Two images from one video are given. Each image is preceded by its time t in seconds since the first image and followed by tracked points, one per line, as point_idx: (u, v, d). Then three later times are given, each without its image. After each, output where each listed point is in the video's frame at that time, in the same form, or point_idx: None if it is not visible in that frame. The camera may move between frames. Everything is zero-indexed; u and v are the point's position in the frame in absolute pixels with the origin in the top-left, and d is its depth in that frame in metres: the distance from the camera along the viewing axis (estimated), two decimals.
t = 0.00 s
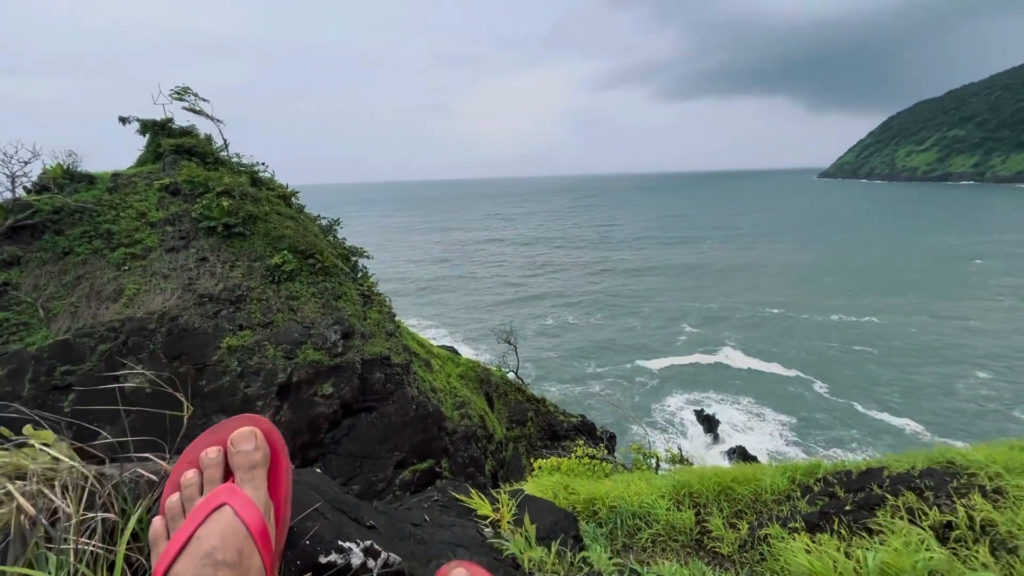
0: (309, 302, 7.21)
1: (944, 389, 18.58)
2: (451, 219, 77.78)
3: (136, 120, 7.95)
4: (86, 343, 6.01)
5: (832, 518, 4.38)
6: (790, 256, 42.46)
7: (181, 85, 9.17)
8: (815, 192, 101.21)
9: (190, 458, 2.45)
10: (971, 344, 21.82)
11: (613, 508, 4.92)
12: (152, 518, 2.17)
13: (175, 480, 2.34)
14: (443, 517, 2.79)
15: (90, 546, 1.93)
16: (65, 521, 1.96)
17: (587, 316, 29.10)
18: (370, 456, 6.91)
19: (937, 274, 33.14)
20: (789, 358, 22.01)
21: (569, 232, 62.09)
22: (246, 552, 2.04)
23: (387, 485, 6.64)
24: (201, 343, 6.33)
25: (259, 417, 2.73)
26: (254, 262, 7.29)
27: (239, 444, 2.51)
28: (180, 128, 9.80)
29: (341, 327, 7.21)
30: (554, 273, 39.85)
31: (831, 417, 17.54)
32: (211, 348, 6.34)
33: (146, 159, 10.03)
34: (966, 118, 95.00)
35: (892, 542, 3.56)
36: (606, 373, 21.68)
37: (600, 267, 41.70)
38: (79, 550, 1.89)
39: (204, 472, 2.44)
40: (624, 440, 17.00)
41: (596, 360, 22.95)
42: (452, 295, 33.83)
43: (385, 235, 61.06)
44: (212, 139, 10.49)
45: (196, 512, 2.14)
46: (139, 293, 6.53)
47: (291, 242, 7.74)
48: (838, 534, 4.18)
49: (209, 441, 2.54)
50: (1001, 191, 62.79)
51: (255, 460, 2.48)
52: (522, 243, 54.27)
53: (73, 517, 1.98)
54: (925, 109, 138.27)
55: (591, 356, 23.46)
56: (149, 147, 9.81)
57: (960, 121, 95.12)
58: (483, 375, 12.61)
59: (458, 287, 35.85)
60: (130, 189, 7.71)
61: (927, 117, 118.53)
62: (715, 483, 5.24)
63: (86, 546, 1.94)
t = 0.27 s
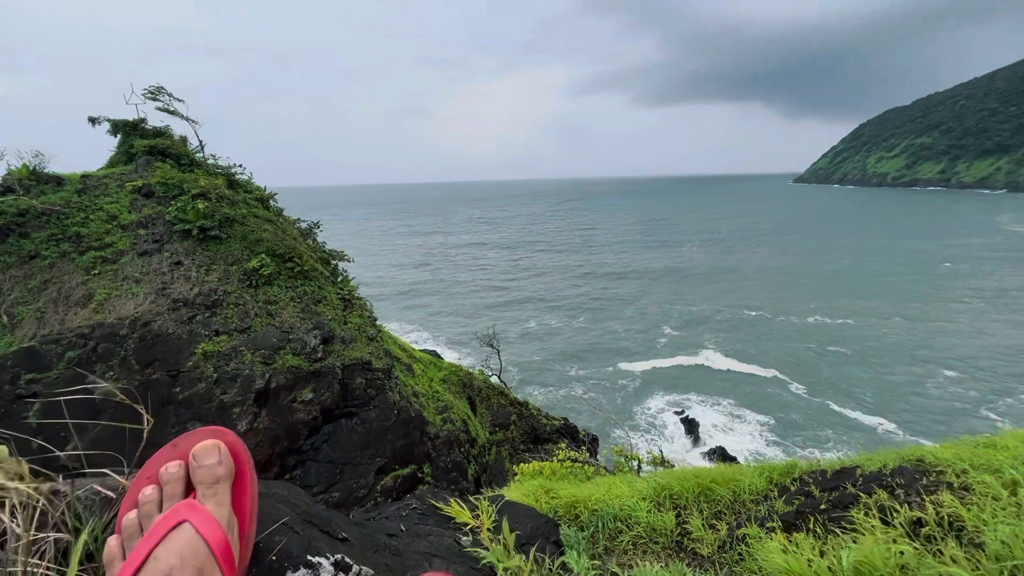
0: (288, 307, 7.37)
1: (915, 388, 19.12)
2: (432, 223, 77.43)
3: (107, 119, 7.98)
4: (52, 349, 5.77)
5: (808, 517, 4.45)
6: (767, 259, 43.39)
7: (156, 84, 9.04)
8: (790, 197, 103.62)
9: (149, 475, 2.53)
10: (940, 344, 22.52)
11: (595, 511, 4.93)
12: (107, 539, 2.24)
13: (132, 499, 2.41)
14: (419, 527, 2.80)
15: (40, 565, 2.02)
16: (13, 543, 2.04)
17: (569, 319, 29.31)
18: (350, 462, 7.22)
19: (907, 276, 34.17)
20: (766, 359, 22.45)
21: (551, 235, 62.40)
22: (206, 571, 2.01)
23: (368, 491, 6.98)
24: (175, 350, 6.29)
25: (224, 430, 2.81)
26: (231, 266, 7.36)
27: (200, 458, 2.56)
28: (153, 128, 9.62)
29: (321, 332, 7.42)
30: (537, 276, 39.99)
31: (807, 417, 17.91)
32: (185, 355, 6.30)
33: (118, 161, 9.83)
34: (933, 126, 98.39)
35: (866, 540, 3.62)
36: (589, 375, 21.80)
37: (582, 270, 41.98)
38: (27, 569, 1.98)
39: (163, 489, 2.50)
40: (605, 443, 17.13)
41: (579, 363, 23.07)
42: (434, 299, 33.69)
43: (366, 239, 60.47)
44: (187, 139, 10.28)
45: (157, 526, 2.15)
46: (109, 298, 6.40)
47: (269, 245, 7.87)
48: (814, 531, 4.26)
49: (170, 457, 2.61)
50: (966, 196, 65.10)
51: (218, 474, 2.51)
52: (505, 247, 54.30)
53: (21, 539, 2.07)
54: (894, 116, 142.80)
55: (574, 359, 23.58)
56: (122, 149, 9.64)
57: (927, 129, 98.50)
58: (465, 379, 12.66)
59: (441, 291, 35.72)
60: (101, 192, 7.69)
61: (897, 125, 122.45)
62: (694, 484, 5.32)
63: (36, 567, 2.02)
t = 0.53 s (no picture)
0: (266, 312, 7.69)
1: (888, 388, 19.56)
2: (415, 227, 76.88)
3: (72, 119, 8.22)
4: (20, 356, 6.33)
5: (785, 517, 4.50)
6: (745, 263, 44.19)
7: (128, 84, 8.97)
8: (767, 202, 105.76)
9: (96, 490, 2.50)
10: (912, 346, 23.11)
11: (575, 515, 4.93)
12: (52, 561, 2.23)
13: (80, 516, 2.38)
14: (392, 536, 2.78)
15: None
16: None
17: (552, 323, 29.40)
18: (331, 469, 7.55)
19: (881, 279, 35.07)
20: (745, 360, 22.83)
21: (534, 239, 62.53)
22: None
23: (349, 498, 7.30)
24: (147, 357, 6.76)
25: (177, 442, 2.78)
26: (207, 270, 7.74)
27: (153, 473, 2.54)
28: (125, 129, 9.44)
29: (301, 337, 7.73)
30: (520, 280, 40.03)
31: (785, 417, 18.26)
32: (158, 361, 6.78)
33: (88, 162, 9.60)
34: (903, 133, 101.43)
35: (839, 538, 3.66)
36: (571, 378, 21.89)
37: (565, 274, 42.15)
38: None
39: (111, 505, 2.48)
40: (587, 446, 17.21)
41: (562, 366, 23.14)
42: (417, 304, 33.46)
43: (347, 243, 59.74)
44: (163, 141, 10.09)
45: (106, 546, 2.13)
46: (78, 304, 6.88)
47: (246, 249, 8.20)
48: (789, 530, 4.33)
49: (119, 471, 2.59)
50: (936, 201, 67.18)
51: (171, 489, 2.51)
52: (488, 251, 54.23)
53: None
54: (867, 123, 146.93)
55: (557, 362, 23.65)
56: (92, 150, 9.45)
57: (897, 136, 101.71)
58: (448, 383, 12.67)
59: (423, 295, 35.50)
60: (70, 193, 8.14)
61: (869, 132, 126.07)
62: (673, 485, 5.39)
63: None
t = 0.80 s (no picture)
0: (243, 317, 7.59)
1: (863, 388, 20.03)
2: (397, 230, 76.32)
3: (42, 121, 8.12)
4: None
5: (761, 517, 4.55)
6: (724, 267, 44.98)
7: (100, 84, 8.80)
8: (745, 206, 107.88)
9: (33, 512, 2.54)
10: (885, 347, 23.74)
11: (556, 519, 4.91)
12: None
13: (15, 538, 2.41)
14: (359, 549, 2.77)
15: None
16: None
17: (535, 326, 29.48)
18: (311, 477, 7.37)
19: (854, 283, 36.01)
20: (724, 362, 23.21)
21: (517, 243, 62.65)
22: None
23: (329, 506, 7.15)
24: (119, 364, 6.58)
25: (119, 460, 2.81)
26: (181, 275, 7.67)
27: (92, 493, 2.57)
28: (96, 130, 9.21)
29: (279, 342, 7.60)
30: (502, 284, 40.05)
31: (764, 417, 18.60)
32: (130, 368, 6.60)
33: (55, 164, 9.31)
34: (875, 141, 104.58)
35: (813, 538, 3.70)
36: (554, 382, 21.96)
37: (547, 278, 42.32)
38: None
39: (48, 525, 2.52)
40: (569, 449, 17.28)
41: (544, 370, 23.21)
42: (399, 308, 33.21)
43: (328, 246, 59.00)
44: (135, 142, 9.85)
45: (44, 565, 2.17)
46: (44, 309, 6.73)
47: (222, 253, 8.22)
48: (765, 530, 4.36)
49: (56, 490, 2.63)
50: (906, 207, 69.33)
51: (111, 507, 2.54)
52: (471, 255, 54.16)
53: None
54: (840, 131, 151.14)
55: (539, 365, 23.70)
56: (61, 152, 9.19)
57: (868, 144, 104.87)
58: (431, 388, 12.67)
59: (405, 299, 35.27)
60: (35, 194, 8.09)
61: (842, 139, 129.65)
62: (654, 488, 5.41)
63: None
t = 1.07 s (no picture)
0: (219, 322, 7.57)
1: (838, 389, 20.53)
2: (378, 234, 75.63)
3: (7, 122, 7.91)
4: None
5: (738, 519, 4.59)
6: (703, 271, 45.71)
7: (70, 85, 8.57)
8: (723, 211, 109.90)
9: None
10: (859, 349, 24.33)
11: (537, 525, 4.88)
12: None
13: None
14: (330, 564, 2.76)
15: None
16: None
17: (517, 330, 29.50)
18: (290, 485, 7.32)
19: (829, 286, 36.90)
20: (704, 364, 23.54)
21: (499, 247, 62.68)
22: None
23: (308, 515, 7.09)
24: (87, 372, 6.39)
25: (65, 479, 2.63)
26: (154, 280, 7.59)
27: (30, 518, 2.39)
28: (65, 131, 8.97)
29: (256, 349, 7.59)
30: (485, 288, 39.99)
31: (743, 418, 18.90)
32: (100, 377, 6.41)
33: (21, 166, 9.01)
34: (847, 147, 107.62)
35: (788, 539, 3.73)
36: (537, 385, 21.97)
37: (530, 282, 42.44)
38: None
39: None
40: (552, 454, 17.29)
41: (527, 373, 23.22)
42: (380, 312, 32.88)
43: (307, 251, 58.16)
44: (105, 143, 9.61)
45: None
46: (8, 316, 6.45)
47: (198, 257, 8.21)
48: (742, 532, 4.39)
49: None
50: (877, 212, 71.41)
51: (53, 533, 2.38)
52: (452, 259, 53.99)
53: None
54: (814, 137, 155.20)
55: (522, 369, 23.69)
56: (27, 153, 8.92)
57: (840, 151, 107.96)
58: (412, 394, 12.70)
59: (387, 304, 34.96)
60: None
61: (816, 146, 133.17)
62: (633, 491, 5.44)
63: None
